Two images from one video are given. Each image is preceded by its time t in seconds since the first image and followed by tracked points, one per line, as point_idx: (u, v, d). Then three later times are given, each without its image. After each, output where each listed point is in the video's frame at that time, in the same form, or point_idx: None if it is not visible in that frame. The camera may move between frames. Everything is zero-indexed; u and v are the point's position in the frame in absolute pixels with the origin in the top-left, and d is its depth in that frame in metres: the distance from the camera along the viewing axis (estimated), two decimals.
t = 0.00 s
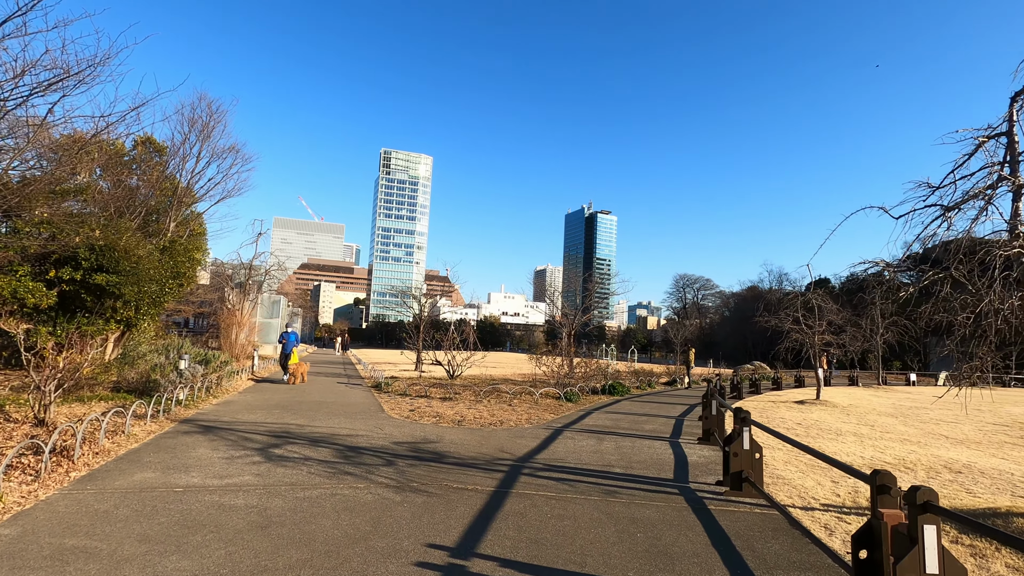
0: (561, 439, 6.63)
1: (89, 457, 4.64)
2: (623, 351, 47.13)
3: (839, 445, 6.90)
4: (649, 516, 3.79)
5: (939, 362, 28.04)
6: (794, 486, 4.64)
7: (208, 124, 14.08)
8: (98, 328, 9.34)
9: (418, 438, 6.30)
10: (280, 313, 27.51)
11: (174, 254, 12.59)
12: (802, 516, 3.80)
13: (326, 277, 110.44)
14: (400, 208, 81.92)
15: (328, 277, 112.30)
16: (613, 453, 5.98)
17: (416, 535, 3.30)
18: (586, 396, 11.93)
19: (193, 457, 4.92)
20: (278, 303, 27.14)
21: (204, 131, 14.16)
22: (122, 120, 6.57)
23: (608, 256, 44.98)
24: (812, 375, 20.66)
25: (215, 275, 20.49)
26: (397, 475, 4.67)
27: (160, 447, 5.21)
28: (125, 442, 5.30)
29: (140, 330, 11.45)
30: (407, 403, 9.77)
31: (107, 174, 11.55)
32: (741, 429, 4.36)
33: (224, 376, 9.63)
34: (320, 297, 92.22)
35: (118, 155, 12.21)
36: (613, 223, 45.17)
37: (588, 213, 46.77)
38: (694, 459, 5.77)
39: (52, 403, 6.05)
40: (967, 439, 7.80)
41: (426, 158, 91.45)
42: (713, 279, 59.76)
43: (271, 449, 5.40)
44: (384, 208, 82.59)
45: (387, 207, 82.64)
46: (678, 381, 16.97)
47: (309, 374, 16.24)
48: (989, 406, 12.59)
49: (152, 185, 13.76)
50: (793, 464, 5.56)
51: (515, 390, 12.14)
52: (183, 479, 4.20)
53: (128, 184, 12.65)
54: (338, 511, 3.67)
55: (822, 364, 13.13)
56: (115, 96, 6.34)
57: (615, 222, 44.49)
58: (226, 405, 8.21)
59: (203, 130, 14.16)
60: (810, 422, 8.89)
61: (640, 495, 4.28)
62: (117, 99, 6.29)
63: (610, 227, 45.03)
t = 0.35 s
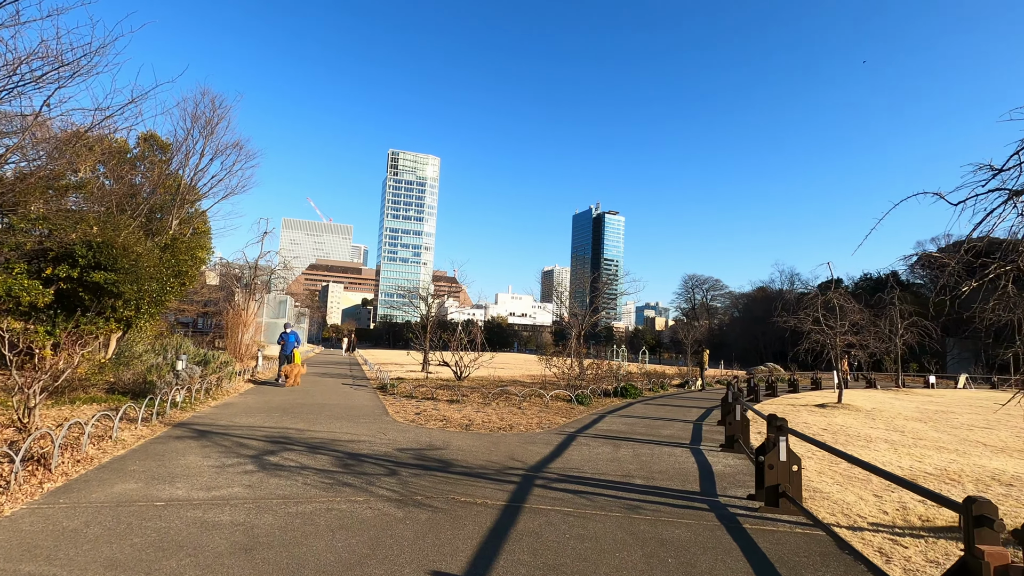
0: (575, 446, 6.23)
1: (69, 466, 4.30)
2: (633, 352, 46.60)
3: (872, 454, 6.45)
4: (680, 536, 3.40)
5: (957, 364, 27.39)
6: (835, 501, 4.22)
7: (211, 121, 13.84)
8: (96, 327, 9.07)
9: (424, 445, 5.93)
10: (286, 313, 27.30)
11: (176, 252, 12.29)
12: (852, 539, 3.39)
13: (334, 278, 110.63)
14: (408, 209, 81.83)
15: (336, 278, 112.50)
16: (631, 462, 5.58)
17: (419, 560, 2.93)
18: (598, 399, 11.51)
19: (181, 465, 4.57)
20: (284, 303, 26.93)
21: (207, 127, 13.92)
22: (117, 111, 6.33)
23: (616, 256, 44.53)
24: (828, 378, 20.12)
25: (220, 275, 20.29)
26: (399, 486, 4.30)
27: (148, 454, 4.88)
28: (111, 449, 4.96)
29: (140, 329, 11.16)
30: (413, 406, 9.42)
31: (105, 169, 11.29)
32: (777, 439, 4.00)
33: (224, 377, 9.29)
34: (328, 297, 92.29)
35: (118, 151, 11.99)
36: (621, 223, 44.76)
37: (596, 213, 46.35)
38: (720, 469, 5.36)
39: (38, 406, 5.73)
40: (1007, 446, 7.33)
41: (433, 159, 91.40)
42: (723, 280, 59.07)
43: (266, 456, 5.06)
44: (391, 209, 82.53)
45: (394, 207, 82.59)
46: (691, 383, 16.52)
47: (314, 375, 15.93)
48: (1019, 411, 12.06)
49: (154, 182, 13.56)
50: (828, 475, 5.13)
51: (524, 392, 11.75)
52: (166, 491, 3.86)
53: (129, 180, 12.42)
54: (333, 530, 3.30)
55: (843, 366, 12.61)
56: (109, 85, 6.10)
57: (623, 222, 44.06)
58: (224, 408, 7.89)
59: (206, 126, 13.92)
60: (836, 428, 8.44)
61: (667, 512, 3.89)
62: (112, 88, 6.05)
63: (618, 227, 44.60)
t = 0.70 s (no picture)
0: (592, 455, 5.85)
1: (48, 478, 3.98)
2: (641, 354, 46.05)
3: (911, 463, 6.03)
4: (720, 563, 3.01)
5: (975, 367, 26.82)
6: (885, 520, 3.82)
7: (214, 119, 13.61)
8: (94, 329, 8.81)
9: (431, 453, 5.58)
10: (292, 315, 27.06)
11: (178, 252, 12.03)
12: (915, 567, 3.00)
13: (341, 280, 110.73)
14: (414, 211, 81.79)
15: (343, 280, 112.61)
16: (654, 473, 5.19)
17: None
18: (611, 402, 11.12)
19: (170, 477, 4.24)
20: (290, 304, 26.69)
21: (211, 125, 13.68)
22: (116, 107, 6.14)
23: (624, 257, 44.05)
24: (845, 381, 19.59)
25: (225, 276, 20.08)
26: (405, 501, 3.95)
27: (136, 464, 4.54)
28: (98, 458, 4.64)
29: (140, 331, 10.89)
30: (419, 410, 9.08)
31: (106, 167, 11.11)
32: (823, 452, 3.57)
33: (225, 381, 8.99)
34: (335, 299, 92.31)
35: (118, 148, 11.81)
36: (629, 224, 44.42)
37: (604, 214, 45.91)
38: (750, 482, 4.96)
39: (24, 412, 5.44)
40: None
41: (440, 161, 91.37)
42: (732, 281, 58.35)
43: (263, 466, 4.72)
44: (398, 211, 82.49)
45: (401, 209, 82.52)
46: (705, 387, 16.07)
47: (319, 378, 15.61)
48: None
49: (157, 181, 13.37)
50: (870, 489, 4.72)
51: (534, 396, 11.37)
52: (150, 507, 3.52)
53: (130, 178, 12.22)
54: (330, 554, 2.94)
55: (865, 369, 12.13)
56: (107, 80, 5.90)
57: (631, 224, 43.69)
58: (224, 413, 7.58)
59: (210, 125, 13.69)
60: (865, 434, 8.00)
61: (701, 532, 3.50)
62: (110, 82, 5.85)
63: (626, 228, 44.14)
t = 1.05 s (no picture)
0: (619, 473, 5.43)
1: (34, 503, 3.68)
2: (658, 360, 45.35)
3: (969, 483, 5.52)
4: None
5: (1007, 373, 25.85)
6: (962, 554, 3.36)
7: (226, 125, 13.48)
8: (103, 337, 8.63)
9: (447, 472, 5.21)
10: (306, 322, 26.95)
11: (189, 259, 11.84)
12: None
13: (355, 287, 111.29)
14: (427, 217, 81.92)
15: (357, 287, 113.16)
16: (689, 493, 4.76)
17: None
18: (633, 412, 10.65)
19: (166, 501, 3.92)
20: (304, 312, 26.61)
21: (222, 131, 13.55)
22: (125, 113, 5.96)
23: (639, 262, 43.43)
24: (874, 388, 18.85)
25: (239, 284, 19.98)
26: (419, 529, 3.58)
27: (132, 486, 4.24)
28: (92, 479, 4.35)
29: (149, 340, 10.68)
30: (434, 421, 8.71)
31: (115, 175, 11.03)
32: (891, 478, 3.13)
33: (234, 391, 8.73)
34: (350, 306, 92.77)
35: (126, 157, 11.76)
36: (643, 229, 43.89)
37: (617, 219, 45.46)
38: (797, 505, 4.51)
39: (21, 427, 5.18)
40: None
41: (452, 167, 91.50)
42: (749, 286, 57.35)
43: (267, 487, 4.39)
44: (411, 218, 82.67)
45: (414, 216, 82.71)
46: (729, 395, 15.50)
47: (331, 386, 15.38)
48: None
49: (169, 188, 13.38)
50: (933, 514, 4.24)
51: (553, 406, 10.96)
52: (139, 537, 3.20)
53: (136, 186, 12.17)
54: None
55: (899, 376, 11.52)
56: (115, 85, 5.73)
57: (645, 228, 43.14)
58: (232, 425, 7.30)
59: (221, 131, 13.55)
60: (909, 448, 7.46)
61: (753, 570, 3.08)
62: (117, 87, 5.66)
63: (639, 233, 43.67)
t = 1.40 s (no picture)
0: (650, 494, 4.97)
1: (11, 533, 3.36)
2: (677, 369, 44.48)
3: None
4: None
5: None
6: None
7: (237, 135, 13.36)
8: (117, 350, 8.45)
9: (462, 493, 4.80)
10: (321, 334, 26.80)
11: (200, 270, 11.58)
12: None
13: (371, 298, 111.76)
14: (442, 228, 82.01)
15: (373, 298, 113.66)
16: (731, 518, 4.29)
17: None
18: (658, 424, 10.15)
19: (155, 529, 3.57)
20: (320, 323, 26.47)
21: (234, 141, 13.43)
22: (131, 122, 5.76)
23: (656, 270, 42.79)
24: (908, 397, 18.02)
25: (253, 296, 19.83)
26: (431, 564, 3.17)
27: (121, 512, 3.90)
28: (80, 504, 4.02)
29: (158, 352, 10.47)
30: (449, 435, 8.32)
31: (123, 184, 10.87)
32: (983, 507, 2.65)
33: (242, 405, 8.44)
34: (366, 317, 93.03)
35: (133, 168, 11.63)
36: (657, 236, 43.36)
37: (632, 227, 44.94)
38: (855, 532, 4.01)
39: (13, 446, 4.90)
40: None
41: (466, 178, 91.81)
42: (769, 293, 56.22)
43: (267, 512, 4.03)
44: (425, 229, 82.87)
45: (429, 227, 82.94)
46: (756, 405, 14.86)
47: (345, 399, 15.06)
48: None
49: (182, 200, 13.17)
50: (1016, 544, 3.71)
51: (573, 418, 10.49)
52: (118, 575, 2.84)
53: (146, 198, 12.10)
54: None
55: (941, 384, 10.83)
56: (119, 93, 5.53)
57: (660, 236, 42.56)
58: (239, 442, 6.97)
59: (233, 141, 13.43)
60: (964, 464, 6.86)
61: None
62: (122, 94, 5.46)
63: (655, 241, 43.10)
